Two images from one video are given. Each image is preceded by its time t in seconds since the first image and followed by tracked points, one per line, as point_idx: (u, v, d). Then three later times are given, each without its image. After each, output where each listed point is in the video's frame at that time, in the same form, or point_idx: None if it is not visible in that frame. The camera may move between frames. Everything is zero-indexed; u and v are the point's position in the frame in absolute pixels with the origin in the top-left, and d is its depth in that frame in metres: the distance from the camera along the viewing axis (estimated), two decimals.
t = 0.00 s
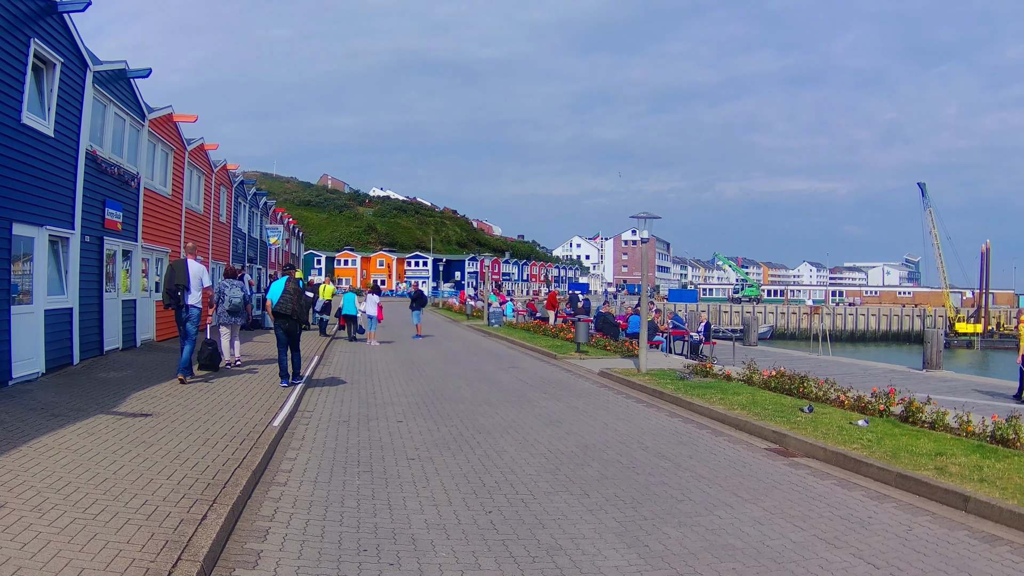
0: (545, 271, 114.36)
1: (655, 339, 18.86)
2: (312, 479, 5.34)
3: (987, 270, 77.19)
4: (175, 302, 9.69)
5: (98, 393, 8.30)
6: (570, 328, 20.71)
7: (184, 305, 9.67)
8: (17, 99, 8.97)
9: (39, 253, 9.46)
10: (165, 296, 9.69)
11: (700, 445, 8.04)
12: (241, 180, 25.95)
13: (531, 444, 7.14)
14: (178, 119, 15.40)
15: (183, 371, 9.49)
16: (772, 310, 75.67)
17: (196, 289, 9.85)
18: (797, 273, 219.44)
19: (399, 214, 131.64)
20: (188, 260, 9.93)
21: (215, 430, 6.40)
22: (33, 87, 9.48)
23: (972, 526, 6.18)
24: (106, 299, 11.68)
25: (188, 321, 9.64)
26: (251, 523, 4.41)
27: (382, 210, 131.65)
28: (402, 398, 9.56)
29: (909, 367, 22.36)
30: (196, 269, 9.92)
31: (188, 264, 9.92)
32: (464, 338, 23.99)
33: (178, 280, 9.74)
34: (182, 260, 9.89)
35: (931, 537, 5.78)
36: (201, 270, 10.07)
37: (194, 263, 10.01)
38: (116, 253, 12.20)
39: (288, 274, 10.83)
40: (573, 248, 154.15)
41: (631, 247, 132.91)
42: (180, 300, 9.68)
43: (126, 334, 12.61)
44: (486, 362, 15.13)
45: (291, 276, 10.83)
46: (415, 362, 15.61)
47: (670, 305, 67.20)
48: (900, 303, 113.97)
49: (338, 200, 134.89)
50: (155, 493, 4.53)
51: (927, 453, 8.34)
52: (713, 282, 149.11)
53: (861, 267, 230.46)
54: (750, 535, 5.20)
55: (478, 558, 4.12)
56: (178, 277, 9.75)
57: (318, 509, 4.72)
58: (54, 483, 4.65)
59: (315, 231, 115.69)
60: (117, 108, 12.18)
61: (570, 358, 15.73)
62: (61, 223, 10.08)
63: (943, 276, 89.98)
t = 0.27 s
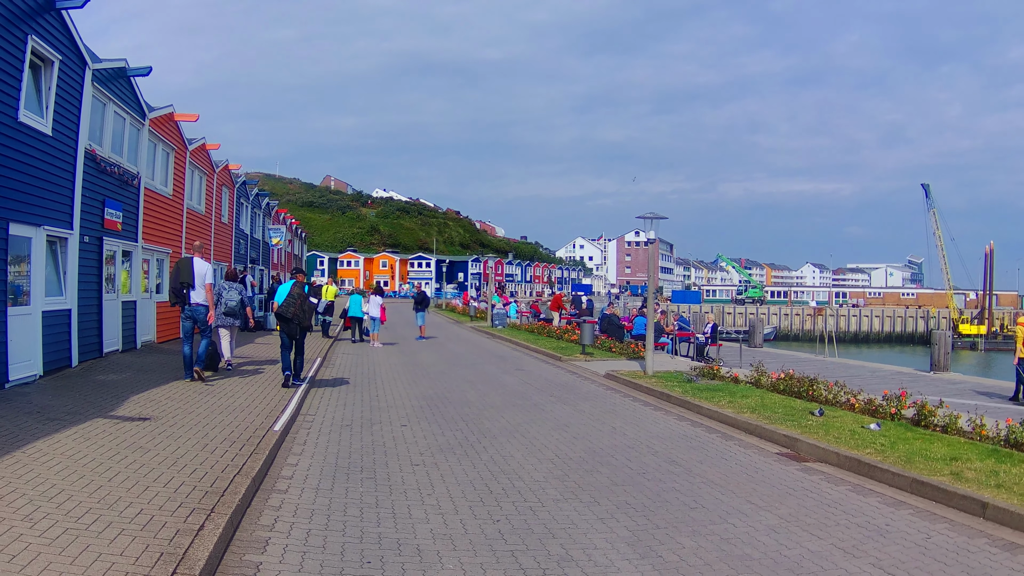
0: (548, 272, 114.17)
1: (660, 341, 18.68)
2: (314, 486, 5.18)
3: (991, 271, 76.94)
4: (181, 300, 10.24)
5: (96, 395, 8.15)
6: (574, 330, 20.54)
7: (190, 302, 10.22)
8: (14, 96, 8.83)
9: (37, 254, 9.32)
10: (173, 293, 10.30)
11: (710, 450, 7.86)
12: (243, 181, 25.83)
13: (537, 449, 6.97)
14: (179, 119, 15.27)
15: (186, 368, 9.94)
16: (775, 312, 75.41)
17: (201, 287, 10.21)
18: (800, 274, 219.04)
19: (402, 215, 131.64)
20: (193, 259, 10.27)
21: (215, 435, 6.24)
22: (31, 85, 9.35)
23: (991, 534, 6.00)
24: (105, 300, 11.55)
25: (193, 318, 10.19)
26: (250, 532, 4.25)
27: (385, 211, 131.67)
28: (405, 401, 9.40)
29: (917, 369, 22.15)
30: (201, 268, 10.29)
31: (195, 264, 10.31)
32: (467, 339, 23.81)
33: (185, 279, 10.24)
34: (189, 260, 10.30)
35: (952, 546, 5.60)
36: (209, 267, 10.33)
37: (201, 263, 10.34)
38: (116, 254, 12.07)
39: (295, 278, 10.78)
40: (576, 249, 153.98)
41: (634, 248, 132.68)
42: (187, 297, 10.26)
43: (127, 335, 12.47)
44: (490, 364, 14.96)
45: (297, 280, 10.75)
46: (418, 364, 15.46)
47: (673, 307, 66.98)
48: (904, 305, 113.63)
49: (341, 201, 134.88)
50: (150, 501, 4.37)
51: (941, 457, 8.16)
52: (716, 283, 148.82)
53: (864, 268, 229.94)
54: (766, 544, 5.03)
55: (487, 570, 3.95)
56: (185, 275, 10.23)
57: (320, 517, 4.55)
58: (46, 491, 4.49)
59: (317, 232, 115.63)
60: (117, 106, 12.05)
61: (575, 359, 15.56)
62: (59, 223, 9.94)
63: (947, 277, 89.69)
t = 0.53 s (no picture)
0: (549, 274, 114.00)
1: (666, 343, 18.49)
2: (319, 493, 4.99)
3: (993, 272, 76.74)
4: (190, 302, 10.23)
5: (94, 397, 7.97)
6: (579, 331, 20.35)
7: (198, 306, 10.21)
8: (11, 92, 8.65)
9: (35, 253, 9.13)
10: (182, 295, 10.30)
11: (723, 455, 7.67)
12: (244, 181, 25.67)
13: (547, 453, 6.78)
14: (180, 117, 15.09)
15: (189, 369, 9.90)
16: (777, 313, 75.21)
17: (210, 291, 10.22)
18: (801, 276, 218.78)
19: (403, 216, 131.65)
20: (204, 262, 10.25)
21: (215, 438, 6.06)
22: (28, 80, 9.18)
23: (1016, 540, 5.81)
24: (104, 301, 11.37)
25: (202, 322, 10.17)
26: (252, 542, 4.06)
27: (386, 212, 131.66)
28: (410, 404, 9.21)
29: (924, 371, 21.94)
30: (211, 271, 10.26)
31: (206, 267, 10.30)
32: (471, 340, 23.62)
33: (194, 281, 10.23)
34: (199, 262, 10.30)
35: (978, 553, 5.40)
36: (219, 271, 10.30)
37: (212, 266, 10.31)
38: (115, 253, 11.89)
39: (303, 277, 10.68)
40: (577, 250, 153.81)
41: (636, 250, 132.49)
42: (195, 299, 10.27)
43: (126, 336, 12.29)
44: (495, 366, 14.79)
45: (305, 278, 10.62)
46: (422, 366, 15.27)
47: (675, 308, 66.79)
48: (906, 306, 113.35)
49: (342, 202, 134.79)
50: (148, 509, 4.18)
51: (958, 461, 7.96)
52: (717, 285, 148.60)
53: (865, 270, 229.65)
54: (788, 553, 4.83)
55: None
56: (194, 278, 10.23)
57: (325, 526, 4.36)
58: (40, 498, 4.30)
59: (319, 233, 115.53)
60: (117, 103, 11.87)
61: (580, 361, 15.38)
62: (57, 222, 9.76)
63: (950, 278, 89.44)
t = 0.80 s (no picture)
0: (550, 272, 113.80)
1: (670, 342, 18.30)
2: (322, 500, 4.81)
3: (996, 271, 76.50)
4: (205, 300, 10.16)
5: (91, 398, 7.79)
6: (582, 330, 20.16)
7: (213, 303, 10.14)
8: (6, 86, 8.46)
9: (31, 250, 8.95)
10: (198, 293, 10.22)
11: (734, 458, 7.50)
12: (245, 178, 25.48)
13: (556, 457, 6.60)
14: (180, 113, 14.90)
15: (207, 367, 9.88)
16: (779, 312, 75.00)
17: (224, 288, 10.12)
18: (802, 274, 218.50)
19: (404, 214, 131.50)
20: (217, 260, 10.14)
21: (215, 442, 5.87)
22: (24, 74, 8.99)
23: None
24: (103, 299, 11.19)
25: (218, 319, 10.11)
26: (254, 554, 3.88)
27: (387, 210, 131.54)
28: (414, 405, 9.04)
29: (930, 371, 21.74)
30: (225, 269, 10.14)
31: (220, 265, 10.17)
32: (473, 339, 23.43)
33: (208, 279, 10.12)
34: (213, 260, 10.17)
35: (1003, 562, 5.21)
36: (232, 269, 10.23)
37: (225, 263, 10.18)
38: (114, 251, 11.71)
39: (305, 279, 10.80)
40: (579, 248, 153.56)
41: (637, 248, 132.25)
42: (210, 297, 10.19)
43: (125, 335, 12.12)
44: (499, 365, 14.62)
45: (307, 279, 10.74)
46: (425, 365, 15.10)
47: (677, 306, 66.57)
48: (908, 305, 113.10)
49: (343, 199, 134.60)
50: (145, 519, 4.00)
51: (974, 464, 7.78)
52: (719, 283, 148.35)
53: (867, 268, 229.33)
54: (809, 563, 4.64)
55: None
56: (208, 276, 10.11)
57: (329, 536, 4.18)
58: (32, 507, 4.12)
59: (320, 230, 115.35)
60: (115, 99, 11.68)
61: (585, 361, 15.18)
62: (54, 219, 9.58)
63: (952, 277, 89.21)
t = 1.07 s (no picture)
0: (551, 272, 113.62)
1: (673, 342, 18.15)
2: (322, 507, 4.64)
3: (996, 271, 76.34)
4: (211, 300, 10.42)
5: (86, 400, 7.62)
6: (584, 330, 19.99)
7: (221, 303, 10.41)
8: None
9: (25, 249, 8.77)
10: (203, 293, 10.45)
11: (745, 462, 7.33)
12: (244, 176, 25.30)
13: (563, 460, 6.44)
14: (178, 111, 14.72)
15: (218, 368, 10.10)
16: (780, 311, 74.82)
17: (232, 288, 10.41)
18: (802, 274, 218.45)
19: (404, 213, 131.33)
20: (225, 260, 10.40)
21: (211, 446, 5.70)
22: (18, 70, 8.81)
23: None
24: (99, 299, 11.01)
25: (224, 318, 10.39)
26: (251, 566, 3.71)
27: (387, 210, 131.36)
28: (416, 406, 8.88)
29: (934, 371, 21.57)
30: (231, 269, 10.45)
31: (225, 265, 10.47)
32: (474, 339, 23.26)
33: (217, 279, 10.37)
34: (219, 260, 10.44)
35: None
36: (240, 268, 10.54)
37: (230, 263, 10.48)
38: (110, 250, 11.53)
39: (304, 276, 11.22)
40: (578, 248, 153.44)
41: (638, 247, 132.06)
42: (217, 296, 10.45)
43: (122, 335, 11.94)
44: (501, 366, 14.45)
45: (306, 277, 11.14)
46: (426, 366, 14.93)
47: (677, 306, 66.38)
48: (909, 305, 112.93)
49: (343, 199, 134.35)
50: (137, 529, 3.83)
51: (989, 467, 7.61)
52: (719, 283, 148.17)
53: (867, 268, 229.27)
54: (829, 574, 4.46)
55: None
56: (216, 276, 10.38)
57: (330, 546, 4.01)
58: (19, 516, 3.93)
59: (319, 230, 115.08)
60: (112, 95, 11.50)
61: (588, 361, 15.02)
62: (49, 218, 9.40)
63: (952, 277, 89.06)
